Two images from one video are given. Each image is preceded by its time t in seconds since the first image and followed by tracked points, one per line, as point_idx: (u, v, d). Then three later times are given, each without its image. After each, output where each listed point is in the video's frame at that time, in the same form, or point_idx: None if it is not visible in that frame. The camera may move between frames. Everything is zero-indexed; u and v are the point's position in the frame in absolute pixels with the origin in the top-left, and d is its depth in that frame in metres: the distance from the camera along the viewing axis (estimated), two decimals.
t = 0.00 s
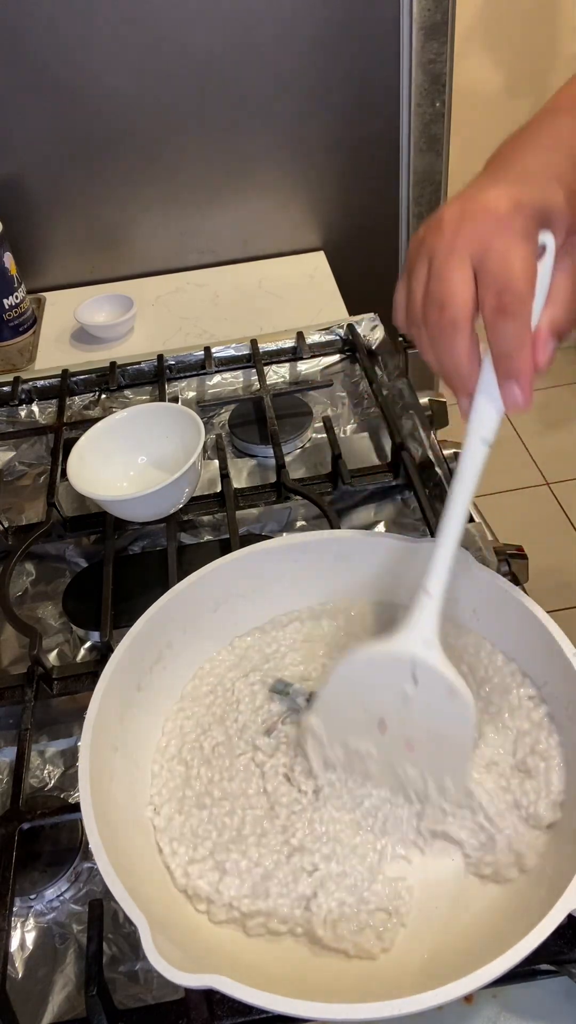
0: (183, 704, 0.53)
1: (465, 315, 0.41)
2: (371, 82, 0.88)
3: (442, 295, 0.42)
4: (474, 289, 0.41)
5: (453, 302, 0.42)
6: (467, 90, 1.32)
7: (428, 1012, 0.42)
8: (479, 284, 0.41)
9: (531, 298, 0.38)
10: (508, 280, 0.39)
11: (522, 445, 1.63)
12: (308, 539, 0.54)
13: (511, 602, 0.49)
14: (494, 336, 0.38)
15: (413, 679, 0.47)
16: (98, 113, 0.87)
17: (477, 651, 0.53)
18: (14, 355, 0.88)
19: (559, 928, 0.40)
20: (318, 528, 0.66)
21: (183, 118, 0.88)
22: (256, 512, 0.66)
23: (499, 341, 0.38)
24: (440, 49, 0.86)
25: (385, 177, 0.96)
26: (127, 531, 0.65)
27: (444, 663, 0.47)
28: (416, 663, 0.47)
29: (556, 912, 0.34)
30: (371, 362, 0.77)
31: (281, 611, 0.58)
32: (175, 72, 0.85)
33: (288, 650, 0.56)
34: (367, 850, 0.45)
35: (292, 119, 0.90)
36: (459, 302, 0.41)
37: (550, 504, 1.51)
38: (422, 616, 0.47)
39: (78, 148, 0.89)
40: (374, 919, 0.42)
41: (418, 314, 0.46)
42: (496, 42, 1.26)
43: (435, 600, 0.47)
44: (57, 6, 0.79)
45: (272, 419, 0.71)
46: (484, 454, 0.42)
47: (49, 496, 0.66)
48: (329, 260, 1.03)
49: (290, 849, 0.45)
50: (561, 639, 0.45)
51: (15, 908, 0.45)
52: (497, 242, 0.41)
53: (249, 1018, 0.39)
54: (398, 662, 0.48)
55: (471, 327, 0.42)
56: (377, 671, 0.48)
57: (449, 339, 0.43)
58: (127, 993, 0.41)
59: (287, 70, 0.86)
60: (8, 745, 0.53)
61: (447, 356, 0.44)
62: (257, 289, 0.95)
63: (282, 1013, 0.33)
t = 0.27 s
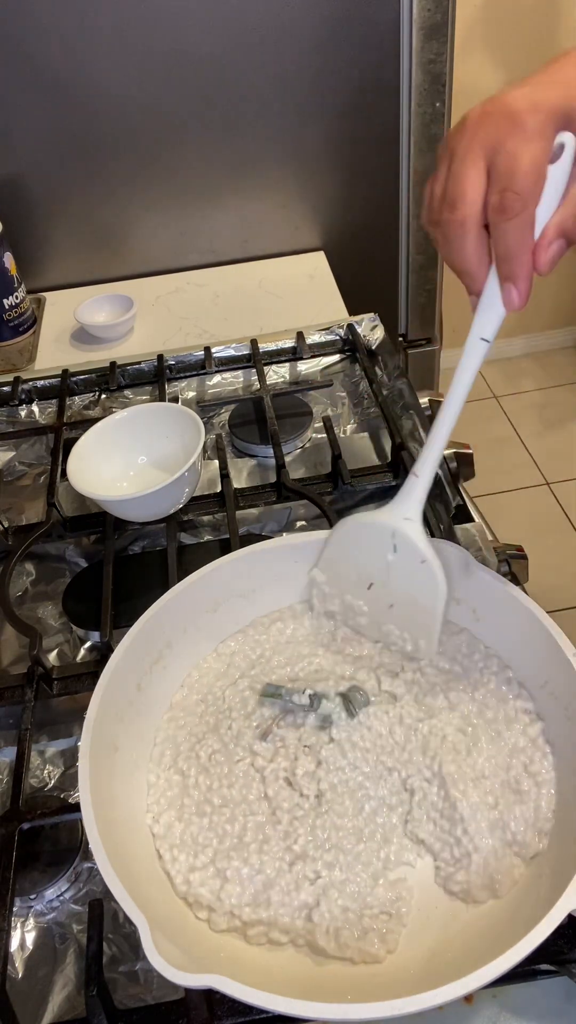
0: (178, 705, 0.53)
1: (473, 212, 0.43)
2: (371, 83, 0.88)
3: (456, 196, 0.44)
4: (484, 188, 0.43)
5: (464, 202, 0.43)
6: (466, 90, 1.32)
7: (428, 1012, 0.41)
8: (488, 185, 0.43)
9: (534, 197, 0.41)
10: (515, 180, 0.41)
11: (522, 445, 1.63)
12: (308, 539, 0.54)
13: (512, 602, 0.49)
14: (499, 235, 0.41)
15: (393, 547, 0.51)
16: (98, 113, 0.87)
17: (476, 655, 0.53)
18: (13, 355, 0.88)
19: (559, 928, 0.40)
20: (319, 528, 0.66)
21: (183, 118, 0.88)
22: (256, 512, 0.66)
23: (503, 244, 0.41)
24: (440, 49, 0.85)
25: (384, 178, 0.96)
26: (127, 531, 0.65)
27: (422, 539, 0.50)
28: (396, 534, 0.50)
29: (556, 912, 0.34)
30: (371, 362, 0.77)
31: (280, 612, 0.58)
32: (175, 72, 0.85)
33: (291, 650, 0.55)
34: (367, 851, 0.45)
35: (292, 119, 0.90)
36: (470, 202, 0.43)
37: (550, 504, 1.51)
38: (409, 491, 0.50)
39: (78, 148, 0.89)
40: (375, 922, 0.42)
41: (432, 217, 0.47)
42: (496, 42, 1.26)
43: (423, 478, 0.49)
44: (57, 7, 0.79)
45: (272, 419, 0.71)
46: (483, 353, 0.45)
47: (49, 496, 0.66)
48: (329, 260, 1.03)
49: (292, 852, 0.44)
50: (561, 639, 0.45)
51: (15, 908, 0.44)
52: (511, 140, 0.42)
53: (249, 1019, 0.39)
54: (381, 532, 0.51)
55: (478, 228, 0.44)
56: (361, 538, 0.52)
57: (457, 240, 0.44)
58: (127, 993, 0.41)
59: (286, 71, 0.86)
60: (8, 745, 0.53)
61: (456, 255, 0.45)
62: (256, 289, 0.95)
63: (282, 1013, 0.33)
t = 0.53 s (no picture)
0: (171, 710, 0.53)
1: (460, 306, 0.45)
2: (371, 83, 0.88)
3: (447, 288, 0.45)
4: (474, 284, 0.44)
5: (454, 296, 0.45)
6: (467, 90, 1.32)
7: (428, 1012, 0.41)
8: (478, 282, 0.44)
9: (521, 299, 0.41)
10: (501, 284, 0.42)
11: (522, 445, 1.63)
12: (308, 539, 0.54)
13: (513, 602, 0.49)
14: (484, 334, 0.42)
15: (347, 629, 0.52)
16: (99, 113, 0.87)
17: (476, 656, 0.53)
18: (14, 355, 0.88)
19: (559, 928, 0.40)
20: (318, 528, 0.66)
21: (183, 118, 0.88)
22: (256, 512, 0.66)
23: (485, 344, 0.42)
24: (439, 48, 0.87)
25: (385, 178, 0.96)
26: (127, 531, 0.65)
27: (379, 631, 0.51)
28: (352, 618, 0.52)
29: (556, 912, 0.34)
30: (371, 362, 0.77)
31: (280, 611, 0.58)
32: (176, 72, 0.85)
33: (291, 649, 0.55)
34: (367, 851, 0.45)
35: (292, 119, 0.90)
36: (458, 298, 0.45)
37: (549, 504, 1.51)
38: (369, 577, 0.51)
39: (78, 148, 0.89)
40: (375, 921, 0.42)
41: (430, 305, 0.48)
42: (497, 42, 1.26)
43: (386, 564, 0.50)
44: (58, 6, 0.79)
45: (272, 419, 0.71)
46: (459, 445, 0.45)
47: (49, 496, 0.66)
48: (329, 260, 1.03)
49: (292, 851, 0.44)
50: (562, 639, 0.45)
51: (15, 908, 0.44)
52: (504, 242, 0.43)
53: (249, 1018, 0.39)
54: (339, 611, 0.52)
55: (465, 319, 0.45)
56: (322, 613, 0.53)
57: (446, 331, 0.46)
58: (127, 993, 0.41)
59: (287, 71, 0.86)
60: (8, 745, 0.53)
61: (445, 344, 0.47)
62: (257, 289, 0.95)
63: (282, 1013, 0.33)
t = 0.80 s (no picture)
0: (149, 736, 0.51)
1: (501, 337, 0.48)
2: (371, 82, 0.88)
3: (489, 320, 0.49)
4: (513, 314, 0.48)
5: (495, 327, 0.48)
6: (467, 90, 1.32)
7: (428, 1012, 0.41)
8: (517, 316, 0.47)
9: (559, 328, 0.44)
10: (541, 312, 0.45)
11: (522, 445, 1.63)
12: (307, 539, 0.54)
13: (512, 602, 0.49)
14: (524, 364, 0.44)
15: (375, 658, 0.51)
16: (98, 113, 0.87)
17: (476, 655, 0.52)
18: (14, 355, 0.88)
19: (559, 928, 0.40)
20: (318, 528, 0.66)
21: (183, 117, 0.88)
22: (256, 512, 0.66)
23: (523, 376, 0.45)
24: (440, 48, 0.85)
25: (384, 178, 0.96)
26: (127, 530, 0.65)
27: (407, 661, 0.50)
28: (380, 646, 0.50)
29: (557, 912, 0.34)
30: (371, 363, 0.77)
31: (280, 609, 0.58)
32: (175, 73, 0.85)
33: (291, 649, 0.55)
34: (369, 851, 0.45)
35: (292, 118, 0.90)
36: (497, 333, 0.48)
37: (549, 504, 1.51)
38: (399, 603, 0.50)
39: (78, 147, 0.89)
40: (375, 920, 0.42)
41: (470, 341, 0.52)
42: (496, 43, 1.27)
43: (414, 593, 0.49)
44: (58, 6, 0.79)
45: (272, 419, 0.71)
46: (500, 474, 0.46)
47: (50, 496, 0.66)
48: (329, 260, 1.03)
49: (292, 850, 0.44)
50: (561, 639, 0.45)
51: (16, 908, 0.45)
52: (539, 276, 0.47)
53: (249, 1018, 0.39)
54: (366, 638, 0.51)
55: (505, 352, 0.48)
56: (347, 641, 0.52)
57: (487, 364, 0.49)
58: (127, 993, 0.41)
59: (287, 71, 0.86)
60: (8, 745, 0.53)
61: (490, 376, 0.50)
62: (256, 289, 0.95)
63: (282, 1013, 0.33)
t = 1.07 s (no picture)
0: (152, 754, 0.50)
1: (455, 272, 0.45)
2: (371, 82, 0.88)
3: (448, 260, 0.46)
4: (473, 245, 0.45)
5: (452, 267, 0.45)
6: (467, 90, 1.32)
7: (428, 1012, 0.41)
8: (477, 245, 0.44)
9: (508, 268, 0.40)
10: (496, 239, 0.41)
11: (523, 445, 1.63)
12: (307, 540, 0.54)
13: (512, 603, 0.49)
14: (470, 305, 0.41)
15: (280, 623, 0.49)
16: (98, 112, 0.87)
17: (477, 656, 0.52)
18: (14, 355, 0.88)
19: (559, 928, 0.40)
20: (318, 528, 0.66)
21: (183, 118, 0.88)
22: (256, 512, 0.66)
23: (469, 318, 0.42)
24: (440, 49, 0.86)
25: (385, 178, 0.96)
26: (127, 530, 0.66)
27: (313, 640, 0.47)
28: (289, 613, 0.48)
29: (557, 912, 0.34)
30: (371, 362, 0.77)
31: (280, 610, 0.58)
32: (174, 72, 0.85)
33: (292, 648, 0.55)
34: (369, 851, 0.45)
35: (292, 118, 0.90)
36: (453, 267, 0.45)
37: (549, 504, 1.51)
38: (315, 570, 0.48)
39: (78, 147, 0.89)
40: (376, 920, 0.42)
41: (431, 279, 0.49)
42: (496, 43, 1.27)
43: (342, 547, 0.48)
44: (58, 6, 0.79)
45: (272, 419, 0.71)
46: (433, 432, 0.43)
47: (49, 496, 0.66)
48: (330, 260, 1.03)
49: (293, 851, 0.44)
50: (561, 639, 0.45)
51: (16, 908, 0.44)
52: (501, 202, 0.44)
53: (249, 1018, 0.39)
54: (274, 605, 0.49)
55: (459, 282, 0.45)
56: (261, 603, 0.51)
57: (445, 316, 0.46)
58: (127, 993, 0.41)
59: (287, 71, 0.86)
60: (8, 745, 0.53)
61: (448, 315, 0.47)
62: (256, 289, 0.95)
63: (281, 1013, 0.33)
